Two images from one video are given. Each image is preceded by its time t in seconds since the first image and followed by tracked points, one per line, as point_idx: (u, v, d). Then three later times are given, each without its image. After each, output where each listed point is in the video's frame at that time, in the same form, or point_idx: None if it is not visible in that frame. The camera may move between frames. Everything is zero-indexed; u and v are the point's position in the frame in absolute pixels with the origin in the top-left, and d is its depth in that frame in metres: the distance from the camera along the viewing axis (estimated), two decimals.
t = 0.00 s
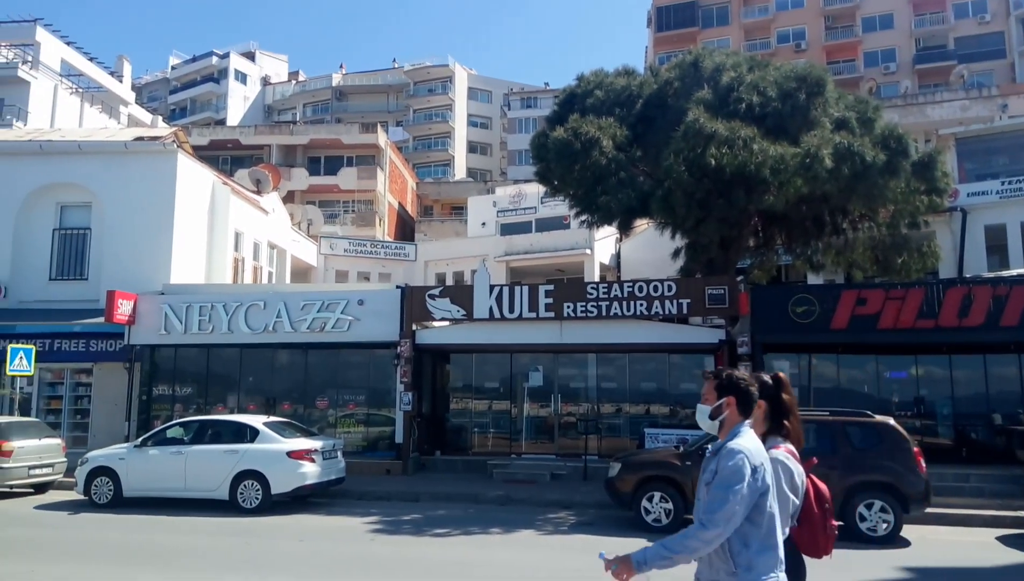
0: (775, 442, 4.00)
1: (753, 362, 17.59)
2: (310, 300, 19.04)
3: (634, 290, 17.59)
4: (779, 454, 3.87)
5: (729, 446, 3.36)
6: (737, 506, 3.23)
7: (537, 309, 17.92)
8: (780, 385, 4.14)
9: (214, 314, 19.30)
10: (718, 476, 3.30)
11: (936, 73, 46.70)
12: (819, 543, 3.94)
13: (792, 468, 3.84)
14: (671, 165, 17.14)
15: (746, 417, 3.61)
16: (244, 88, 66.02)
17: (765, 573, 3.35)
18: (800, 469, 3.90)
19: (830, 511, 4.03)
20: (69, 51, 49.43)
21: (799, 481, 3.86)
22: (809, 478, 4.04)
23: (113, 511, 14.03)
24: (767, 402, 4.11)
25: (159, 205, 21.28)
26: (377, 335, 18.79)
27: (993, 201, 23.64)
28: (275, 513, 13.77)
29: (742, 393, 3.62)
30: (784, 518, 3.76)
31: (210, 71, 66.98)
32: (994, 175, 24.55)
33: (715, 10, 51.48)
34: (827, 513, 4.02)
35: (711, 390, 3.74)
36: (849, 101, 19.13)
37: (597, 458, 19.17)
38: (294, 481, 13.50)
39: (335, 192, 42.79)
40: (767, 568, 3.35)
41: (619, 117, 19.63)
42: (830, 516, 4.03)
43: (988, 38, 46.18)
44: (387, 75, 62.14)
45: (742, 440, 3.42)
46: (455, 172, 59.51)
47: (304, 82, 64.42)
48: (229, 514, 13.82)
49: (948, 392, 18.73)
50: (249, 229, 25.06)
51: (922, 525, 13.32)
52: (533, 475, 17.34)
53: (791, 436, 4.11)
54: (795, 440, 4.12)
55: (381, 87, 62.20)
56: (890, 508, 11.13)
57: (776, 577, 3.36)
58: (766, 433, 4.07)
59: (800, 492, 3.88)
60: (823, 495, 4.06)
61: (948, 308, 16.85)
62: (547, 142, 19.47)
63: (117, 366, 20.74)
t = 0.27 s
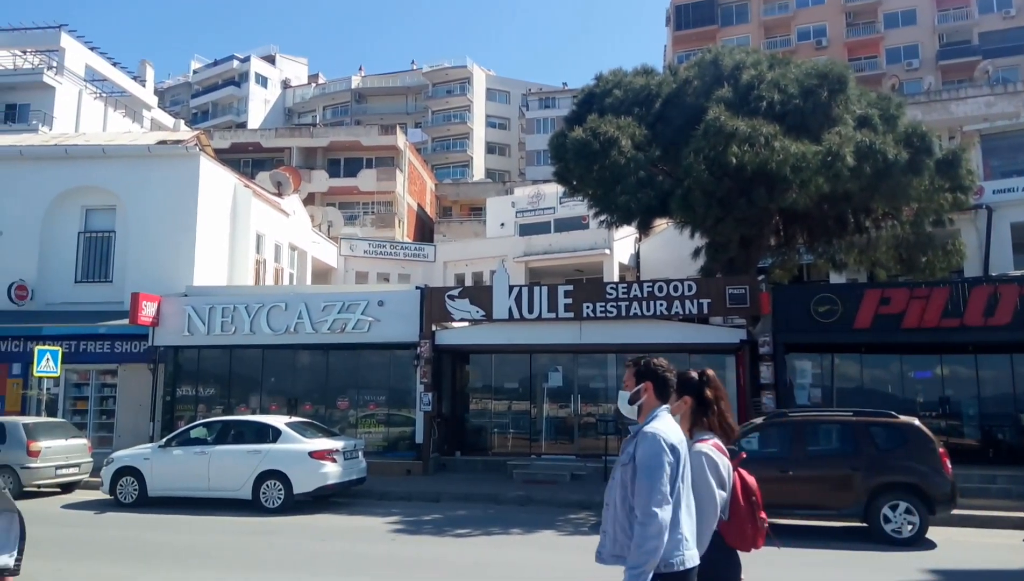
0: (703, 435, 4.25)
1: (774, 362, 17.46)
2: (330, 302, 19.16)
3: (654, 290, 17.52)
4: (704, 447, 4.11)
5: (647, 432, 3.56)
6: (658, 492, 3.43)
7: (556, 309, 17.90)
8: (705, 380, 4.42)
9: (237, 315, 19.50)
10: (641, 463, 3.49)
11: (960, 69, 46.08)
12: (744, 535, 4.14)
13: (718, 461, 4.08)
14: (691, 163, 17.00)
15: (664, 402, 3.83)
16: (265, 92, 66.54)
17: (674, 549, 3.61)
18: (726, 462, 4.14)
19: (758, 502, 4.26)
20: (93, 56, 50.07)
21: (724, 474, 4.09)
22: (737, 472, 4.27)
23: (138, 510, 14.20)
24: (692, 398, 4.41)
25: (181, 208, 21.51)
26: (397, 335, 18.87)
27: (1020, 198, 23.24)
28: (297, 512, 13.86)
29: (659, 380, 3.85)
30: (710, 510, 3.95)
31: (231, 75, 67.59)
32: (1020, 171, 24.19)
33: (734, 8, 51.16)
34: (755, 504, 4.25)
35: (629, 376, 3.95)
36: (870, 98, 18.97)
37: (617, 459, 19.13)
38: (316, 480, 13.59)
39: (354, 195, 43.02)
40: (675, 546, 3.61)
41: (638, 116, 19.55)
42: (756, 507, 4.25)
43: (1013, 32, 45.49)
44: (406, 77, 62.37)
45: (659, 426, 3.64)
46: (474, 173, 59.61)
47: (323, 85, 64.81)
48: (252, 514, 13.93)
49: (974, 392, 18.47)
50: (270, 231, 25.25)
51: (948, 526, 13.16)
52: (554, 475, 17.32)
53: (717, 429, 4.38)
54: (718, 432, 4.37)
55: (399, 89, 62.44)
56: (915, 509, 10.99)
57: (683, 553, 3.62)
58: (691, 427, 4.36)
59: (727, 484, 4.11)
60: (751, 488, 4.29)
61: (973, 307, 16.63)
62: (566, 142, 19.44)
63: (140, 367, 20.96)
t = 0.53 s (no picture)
0: (632, 437, 4.32)
1: (797, 363, 17.28)
2: (351, 303, 19.24)
3: (674, 290, 17.45)
4: (632, 449, 4.18)
5: (575, 449, 3.62)
6: (590, 508, 3.50)
7: (576, 309, 17.84)
8: (636, 385, 4.46)
9: (260, 317, 19.68)
10: (574, 482, 3.56)
11: (985, 64, 45.42)
12: (667, 537, 4.25)
13: (643, 462, 4.17)
14: (711, 162, 16.88)
15: (589, 415, 3.92)
16: (286, 94, 67.03)
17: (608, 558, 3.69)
18: (652, 464, 4.23)
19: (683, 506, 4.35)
20: (117, 61, 50.65)
21: (650, 476, 4.20)
22: (663, 475, 4.34)
23: (163, 510, 14.34)
24: (624, 402, 4.44)
25: (204, 210, 21.72)
26: (418, 336, 18.92)
27: None
28: (319, 512, 13.93)
29: (583, 394, 3.92)
30: (633, 509, 4.06)
31: (252, 78, 68.13)
32: None
33: (755, 5, 50.81)
34: (680, 506, 4.34)
35: (555, 390, 3.98)
36: (894, 96, 18.76)
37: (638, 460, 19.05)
38: (338, 480, 13.65)
39: (375, 196, 43.18)
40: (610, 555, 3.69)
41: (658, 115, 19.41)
42: (681, 509, 4.35)
43: None
44: (425, 78, 62.56)
45: (585, 439, 3.71)
46: (493, 173, 59.66)
47: (344, 88, 65.18)
48: (275, 513, 14.02)
49: (1001, 392, 18.18)
50: (292, 233, 25.42)
51: (974, 529, 12.96)
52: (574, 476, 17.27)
53: (647, 433, 4.43)
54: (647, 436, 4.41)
55: (419, 91, 62.66)
56: (941, 512, 10.83)
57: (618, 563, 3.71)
58: (622, 431, 4.39)
59: (652, 486, 4.21)
60: (678, 491, 4.38)
61: (1000, 307, 16.39)
62: (586, 142, 19.38)
63: (165, 368, 21.18)
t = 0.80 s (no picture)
0: (573, 438, 4.43)
1: (822, 364, 17.10)
2: (374, 304, 19.30)
3: (697, 290, 17.33)
4: (570, 450, 4.29)
5: (495, 439, 3.81)
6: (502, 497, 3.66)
7: (598, 310, 17.77)
8: (578, 388, 4.60)
9: (284, 318, 19.82)
10: (491, 470, 3.73)
11: (1014, 60, 44.69)
12: (603, 534, 4.30)
13: (582, 463, 4.26)
14: (734, 161, 16.74)
15: (517, 408, 4.14)
16: (309, 97, 67.51)
17: (522, 549, 3.83)
18: (591, 463, 4.30)
19: (624, 505, 4.39)
20: (143, 66, 51.20)
21: (589, 476, 4.27)
22: (604, 474, 4.41)
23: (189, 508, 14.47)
24: (565, 405, 4.57)
25: (229, 213, 21.95)
26: (440, 337, 18.93)
27: None
28: (342, 511, 13.99)
29: (512, 387, 4.13)
30: (571, 507, 4.15)
31: (276, 81, 68.67)
32: None
33: (778, 3, 50.37)
34: (621, 506, 4.37)
35: (486, 383, 4.21)
36: (921, 93, 18.47)
37: (661, 461, 18.95)
38: (362, 480, 13.69)
39: (397, 198, 43.33)
40: (523, 547, 3.82)
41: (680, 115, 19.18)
42: (623, 509, 4.37)
43: None
44: (446, 79, 62.70)
45: (508, 431, 3.90)
46: (515, 174, 59.67)
47: (366, 89, 65.52)
48: (299, 513, 14.10)
49: None
50: (315, 234, 25.58)
51: (1005, 532, 12.74)
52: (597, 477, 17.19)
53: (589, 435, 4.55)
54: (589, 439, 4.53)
55: (440, 92, 62.83)
56: (971, 514, 10.66)
57: (530, 554, 3.84)
58: (564, 433, 4.52)
59: (590, 484, 4.28)
60: (619, 491, 4.42)
61: None
62: (607, 142, 19.28)
63: (192, 368, 21.46)
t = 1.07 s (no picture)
0: (510, 436, 4.57)
1: (852, 363, 16.87)
2: (400, 304, 19.37)
3: (724, 289, 17.15)
4: (504, 448, 4.44)
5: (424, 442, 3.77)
6: (414, 495, 3.61)
7: (623, 309, 17.66)
8: (520, 386, 4.72)
9: (312, 318, 19.94)
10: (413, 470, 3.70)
11: None
12: (536, 530, 4.46)
13: (515, 461, 4.41)
14: (761, 159, 16.56)
15: (460, 415, 4.03)
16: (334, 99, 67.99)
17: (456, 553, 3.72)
18: (525, 462, 4.45)
19: (559, 501, 4.57)
20: (172, 71, 51.81)
21: (522, 473, 4.42)
22: (539, 472, 4.57)
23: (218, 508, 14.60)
24: (507, 402, 4.72)
25: (256, 215, 22.14)
26: (465, 337, 18.95)
27: None
28: (369, 511, 14.05)
29: (452, 393, 4.02)
30: (502, 503, 4.27)
31: (301, 84, 69.21)
32: None
33: None
34: (554, 502, 4.54)
35: (429, 390, 4.12)
36: (952, 86, 18.17)
37: (687, 461, 18.80)
38: (388, 480, 13.68)
39: (422, 199, 43.46)
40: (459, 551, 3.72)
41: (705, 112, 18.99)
42: (556, 506, 4.54)
43: None
44: (470, 80, 62.83)
45: (444, 436, 3.82)
46: (539, 174, 59.63)
47: (390, 91, 65.85)
48: (326, 512, 14.17)
49: None
50: (342, 236, 25.75)
51: None
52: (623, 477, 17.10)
53: (531, 434, 4.67)
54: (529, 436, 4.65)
55: (464, 93, 62.97)
56: (1006, 516, 10.44)
57: (464, 559, 3.73)
58: (504, 430, 4.65)
59: (524, 481, 4.43)
60: (554, 488, 4.60)
61: None
62: (632, 141, 19.16)
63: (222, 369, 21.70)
